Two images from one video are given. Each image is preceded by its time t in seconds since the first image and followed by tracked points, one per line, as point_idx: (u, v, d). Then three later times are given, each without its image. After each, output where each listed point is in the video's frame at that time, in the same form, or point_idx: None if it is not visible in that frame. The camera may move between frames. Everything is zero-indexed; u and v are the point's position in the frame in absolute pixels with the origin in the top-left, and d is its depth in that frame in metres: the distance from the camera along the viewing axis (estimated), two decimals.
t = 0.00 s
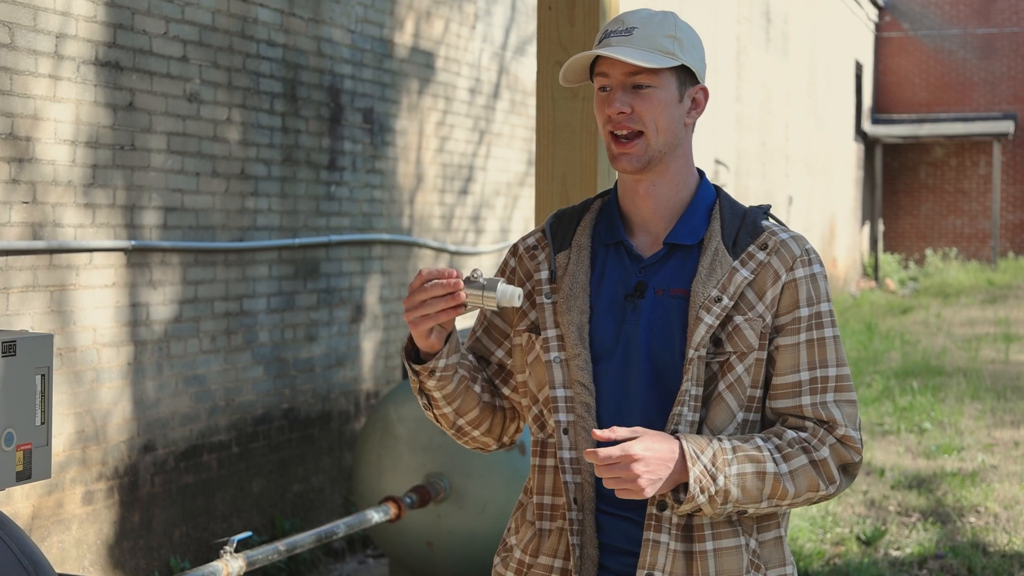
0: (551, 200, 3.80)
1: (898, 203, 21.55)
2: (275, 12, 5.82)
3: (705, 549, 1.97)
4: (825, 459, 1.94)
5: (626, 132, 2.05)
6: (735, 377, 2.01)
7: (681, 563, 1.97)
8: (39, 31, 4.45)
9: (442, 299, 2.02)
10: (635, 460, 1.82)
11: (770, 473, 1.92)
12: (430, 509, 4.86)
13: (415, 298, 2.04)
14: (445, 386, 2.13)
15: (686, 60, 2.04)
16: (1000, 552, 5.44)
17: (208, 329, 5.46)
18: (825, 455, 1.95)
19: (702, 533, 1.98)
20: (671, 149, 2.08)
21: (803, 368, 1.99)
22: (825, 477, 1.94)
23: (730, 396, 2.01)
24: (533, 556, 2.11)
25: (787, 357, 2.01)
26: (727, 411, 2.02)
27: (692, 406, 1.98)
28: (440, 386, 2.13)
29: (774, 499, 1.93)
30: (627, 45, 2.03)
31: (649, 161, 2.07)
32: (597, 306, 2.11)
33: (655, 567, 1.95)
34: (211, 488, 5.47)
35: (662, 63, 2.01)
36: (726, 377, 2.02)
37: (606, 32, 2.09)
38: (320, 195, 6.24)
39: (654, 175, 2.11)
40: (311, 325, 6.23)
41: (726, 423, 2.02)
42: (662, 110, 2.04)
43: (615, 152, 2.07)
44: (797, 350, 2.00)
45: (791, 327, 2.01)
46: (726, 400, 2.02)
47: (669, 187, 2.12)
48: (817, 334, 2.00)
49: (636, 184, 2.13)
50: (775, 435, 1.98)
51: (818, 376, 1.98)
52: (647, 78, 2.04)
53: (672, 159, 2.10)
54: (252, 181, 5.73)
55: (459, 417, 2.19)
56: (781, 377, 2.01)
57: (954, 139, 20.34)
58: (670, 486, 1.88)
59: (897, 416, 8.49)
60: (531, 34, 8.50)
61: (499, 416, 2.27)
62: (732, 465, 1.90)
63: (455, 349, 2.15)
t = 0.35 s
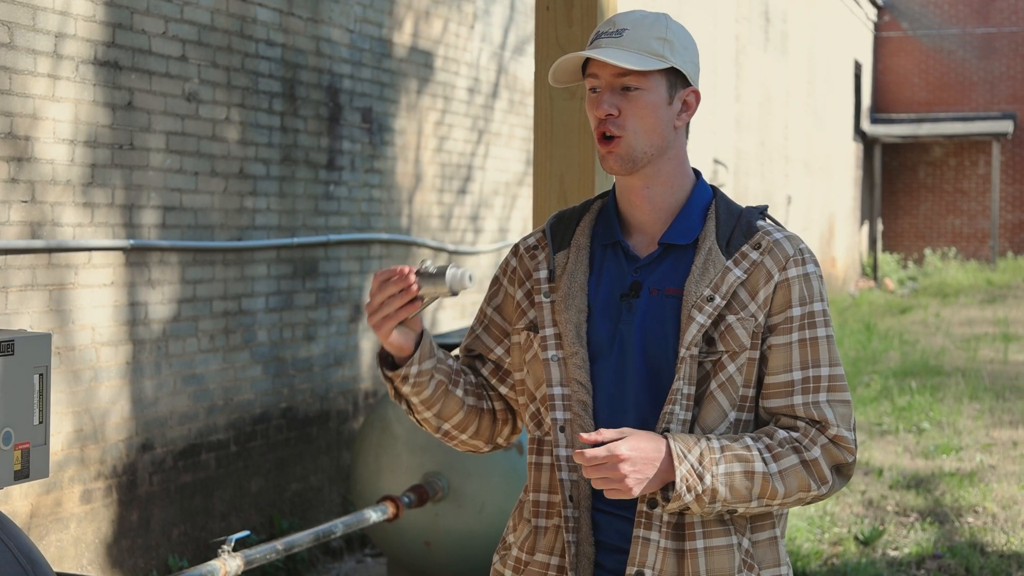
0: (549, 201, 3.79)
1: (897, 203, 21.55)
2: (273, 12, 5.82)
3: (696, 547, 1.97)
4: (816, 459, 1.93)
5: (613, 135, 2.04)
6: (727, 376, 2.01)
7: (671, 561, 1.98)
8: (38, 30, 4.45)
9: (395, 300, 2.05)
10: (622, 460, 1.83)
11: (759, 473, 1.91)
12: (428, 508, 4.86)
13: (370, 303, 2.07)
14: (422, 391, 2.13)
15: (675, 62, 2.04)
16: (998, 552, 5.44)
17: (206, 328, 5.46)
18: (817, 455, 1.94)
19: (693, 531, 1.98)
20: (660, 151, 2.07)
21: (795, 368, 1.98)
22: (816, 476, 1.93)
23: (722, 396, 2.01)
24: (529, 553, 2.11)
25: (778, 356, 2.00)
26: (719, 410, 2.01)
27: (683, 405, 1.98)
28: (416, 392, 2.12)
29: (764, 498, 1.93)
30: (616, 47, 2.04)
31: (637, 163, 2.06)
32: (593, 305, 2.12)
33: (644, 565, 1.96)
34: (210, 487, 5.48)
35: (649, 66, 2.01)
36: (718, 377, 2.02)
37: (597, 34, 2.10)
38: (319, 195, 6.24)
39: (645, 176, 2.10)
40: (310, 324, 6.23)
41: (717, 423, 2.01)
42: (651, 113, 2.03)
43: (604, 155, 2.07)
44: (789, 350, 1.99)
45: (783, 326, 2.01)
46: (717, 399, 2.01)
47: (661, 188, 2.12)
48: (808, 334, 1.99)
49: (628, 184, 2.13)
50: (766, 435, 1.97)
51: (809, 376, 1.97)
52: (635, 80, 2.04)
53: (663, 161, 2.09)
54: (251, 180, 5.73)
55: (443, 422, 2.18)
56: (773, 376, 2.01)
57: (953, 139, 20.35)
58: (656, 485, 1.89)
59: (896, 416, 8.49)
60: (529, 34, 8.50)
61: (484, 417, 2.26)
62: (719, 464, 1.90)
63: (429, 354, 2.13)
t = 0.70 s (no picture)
0: (549, 201, 3.79)
1: (897, 204, 21.55)
2: (274, 12, 5.82)
3: (706, 548, 1.97)
4: (820, 459, 1.95)
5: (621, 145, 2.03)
6: (733, 379, 2.02)
7: (681, 562, 1.97)
8: (39, 30, 4.45)
9: (439, 455, 2.03)
10: (633, 469, 1.83)
11: (766, 475, 1.93)
12: (427, 509, 4.89)
13: (412, 456, 2.06)
14: (472, 482, 2.10)
15: (677, 71, 2.04)
16: (998, 553, 5.44)
17: (206, 328, 5.46)
18: (820, 455, 1.96)
19: (702, 531, 1.98)
20: (664, 158, 2.07)
21: (797, 368, 2.00)
22: (819, 476, 1.96)
23: (728, 399, 2.01)
24: (540, 562, 2.11)
25: (782, 358, 2.01)
26: (724, 413, 2.01)
27: (689, 409, 1.98)
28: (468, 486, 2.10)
29: (770, 499, 1.94)
30: (621, 59, 2.02)
31: (643, 172, 2.06)
32: (595, 313, 2.11)
33: (655, 568, 1.96)
34: (209, 486, 5.48)
35: (655, 77, 2.00)
36: (724, 381, 2.02)
37: (595, 44, 2.08)
38: (319, 195, 6.25)
39: (647, 184, 2.09)
40: (310, 324, 6.23)
41: (722, 425, 2.01)
42: (657, 122, 2.03)
43: (610, 164, 2.06)
44: (792, 352, 2.00)
45: (787, 328, 2.01)
46: (722, 402, 2.01)
47: (663, 196, 2.11)
48: (811, 335, 2.01)
49: (630, 193, 2.12)
50: (770, 436, 1.98)
51: (812, 377, 1.99)
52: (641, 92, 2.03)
53: (666, 167, 2.09)
54: (251, 180, 5.73)
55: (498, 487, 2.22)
56: (776, 378, 2.01)
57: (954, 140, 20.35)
58: (667, 491, 1.89)
59: (896, 417, 8.50)
60: (529, 34, 8.51)
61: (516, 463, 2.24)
62: (728, 468, 1.91)
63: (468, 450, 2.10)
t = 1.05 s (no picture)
0: (547, 201, 3.80)
1: (895, 205, 21.57)
2: (272, 12, 5.81)
3: (717, 545, 1.99)
4: (826, 451, 1.98)
5: (637, 139, 2.03)
6: (741, 376, 2.03)
7: (694, 561, 1.98)
8: (37, 30, 4.45)
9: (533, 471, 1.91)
10: (653, 464, 1.86)
11: (778, 468, 1.95)
12: (424, 509, 4.87)
13: (505, 470, 1.94)
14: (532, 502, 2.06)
15: (686, 68, 2.06)
16: (995, 554, 5.45)
17: (204, 328, 5.46)
18: (826, 448, 1.98)
19: (713, 529, 2.00)
20: (670, 155, 2.08)
21: (801, 363, 2.02)
22: (826, 468, 1.99)
23: (736, 396, 2.03)
24: (547, 569, 2.09)
25: (787, 354, 2.03)
26: (732, 410, 2.03)
27: (700, 408, 1.99)
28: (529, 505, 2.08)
29: (780, 492, 1.97)
30: (637, 54, 2.01)
31: (654, 168, 2.07)
32: (598, 316, 2.10)
33: (670, 567, 1.96)
34: (206, 487, 5.47)
35: (672, 72, 2.02)
36: (732, 378, 2.03)
37: (605, 39, 2.05)
38: (317, 195, 6.25)
39: (652, 180, 2.09)
40: (307, 324, 6.23)
41: (731, 422, 2.02)
42: (670, 118, 2.05)
43: (623, 159, 2.05)
44: (796, 347, 2.02)
45: (791, 324, 2.03)
46: (731, 400, 2.03)
47: (665, 195, 2.12)
48: (813, 330, 2.04)
49: (632, 192, 2.11)
50: (777, 430, 2.00)
51: (817, 371, 2.02)
52: (655, 87, 2.04)
53: (669, 165, 2.10)
54: (249, 181, 5.73)
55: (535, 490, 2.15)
56: (780, 373, 2.03)
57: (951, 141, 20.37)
58: (684, 487, 1.91)
59: (893, 418, 8.51)
60: (528, 35, 8.51)
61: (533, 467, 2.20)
62: (742, 461, 1.93)
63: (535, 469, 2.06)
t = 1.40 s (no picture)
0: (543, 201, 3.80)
1: (891, 206, 21.59)
2: (268, 12, 5.81)
3: (724, 542, 1.99)
4: (827, 448, 2.01)
5: (642, 139, 2.03)
6: (746, 374, 2.03)
7: (703, 557, 1.98)
8: (32, 29, 4.44)
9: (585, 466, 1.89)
10: (675, 457, 1.88)
11: (785, 464, 1.97)
12: (420, 509, 4.86)
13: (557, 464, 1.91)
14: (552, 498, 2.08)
15: (690, 69, 2.07)
16: (990, 554, 5.45)
17: (199, 328, 5.45)
18: (827, 445, 2.01)
19: (720, 526, 2.00)
20: (673, 155, 2.09)
21: (802, 362, 2.04)
22: (827, 465, 2.01)
23: (742, 394, 2.03)
24: (547, 569, 2.08)
25: (790, 352, 2.05)
26: (738, 407, 2.03)
27: (709, 405, 2.00)
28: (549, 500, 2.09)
29: (786, 489, 1.99)
30: (642, 54, 2.02)
31: (657, 168, 2.07)
32: (602, 314, 2.09)
33: (681, 563, 1.96)
34: (202, 486, 5.47)
35: (677, 73, 2.03)
36: (738, 376, 2.03)
37: (611, 39, 2.05)
38: (313, 195, 6.24)
39: (654, 179, 2.10)
40: (303, 324, 6.22)
41: (737, 420, 2.03)
42: (674, 119, 2.05)
43: (626, 159, 2.06)
44: (798, 346, 2.04)
45: (794, 323, 2.05)
46: (737, 397, 2.03)
47: (667, 193, 2.12)
48: (815, 329, 2.06)
49: (635, 190, 2.11)
50: (781, 427, 2.02)
51: (818, 370, 2.04)
52: (659, 87, 2.05)
53: (671, 164, 2.10)
54: (245, 180, 5.72)
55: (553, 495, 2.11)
56: (782, 372, 2.05)
57: (947, 142, 20.40)
58: (701, 483, 1.92)
59: (889, 418, 8.52)
60: (524, 35, 8.51)
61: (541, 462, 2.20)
62: (754, 457, 1.95)
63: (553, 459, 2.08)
